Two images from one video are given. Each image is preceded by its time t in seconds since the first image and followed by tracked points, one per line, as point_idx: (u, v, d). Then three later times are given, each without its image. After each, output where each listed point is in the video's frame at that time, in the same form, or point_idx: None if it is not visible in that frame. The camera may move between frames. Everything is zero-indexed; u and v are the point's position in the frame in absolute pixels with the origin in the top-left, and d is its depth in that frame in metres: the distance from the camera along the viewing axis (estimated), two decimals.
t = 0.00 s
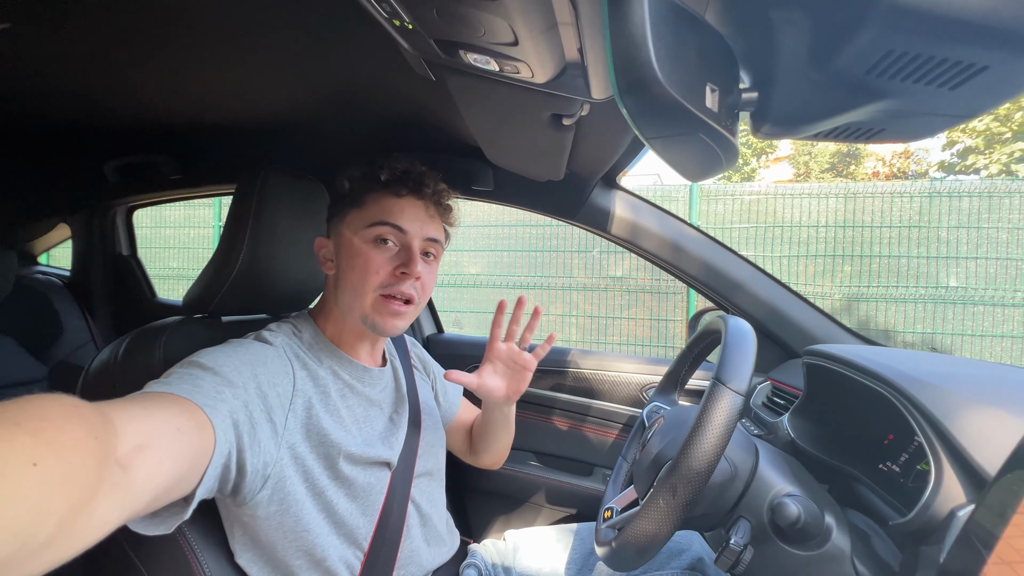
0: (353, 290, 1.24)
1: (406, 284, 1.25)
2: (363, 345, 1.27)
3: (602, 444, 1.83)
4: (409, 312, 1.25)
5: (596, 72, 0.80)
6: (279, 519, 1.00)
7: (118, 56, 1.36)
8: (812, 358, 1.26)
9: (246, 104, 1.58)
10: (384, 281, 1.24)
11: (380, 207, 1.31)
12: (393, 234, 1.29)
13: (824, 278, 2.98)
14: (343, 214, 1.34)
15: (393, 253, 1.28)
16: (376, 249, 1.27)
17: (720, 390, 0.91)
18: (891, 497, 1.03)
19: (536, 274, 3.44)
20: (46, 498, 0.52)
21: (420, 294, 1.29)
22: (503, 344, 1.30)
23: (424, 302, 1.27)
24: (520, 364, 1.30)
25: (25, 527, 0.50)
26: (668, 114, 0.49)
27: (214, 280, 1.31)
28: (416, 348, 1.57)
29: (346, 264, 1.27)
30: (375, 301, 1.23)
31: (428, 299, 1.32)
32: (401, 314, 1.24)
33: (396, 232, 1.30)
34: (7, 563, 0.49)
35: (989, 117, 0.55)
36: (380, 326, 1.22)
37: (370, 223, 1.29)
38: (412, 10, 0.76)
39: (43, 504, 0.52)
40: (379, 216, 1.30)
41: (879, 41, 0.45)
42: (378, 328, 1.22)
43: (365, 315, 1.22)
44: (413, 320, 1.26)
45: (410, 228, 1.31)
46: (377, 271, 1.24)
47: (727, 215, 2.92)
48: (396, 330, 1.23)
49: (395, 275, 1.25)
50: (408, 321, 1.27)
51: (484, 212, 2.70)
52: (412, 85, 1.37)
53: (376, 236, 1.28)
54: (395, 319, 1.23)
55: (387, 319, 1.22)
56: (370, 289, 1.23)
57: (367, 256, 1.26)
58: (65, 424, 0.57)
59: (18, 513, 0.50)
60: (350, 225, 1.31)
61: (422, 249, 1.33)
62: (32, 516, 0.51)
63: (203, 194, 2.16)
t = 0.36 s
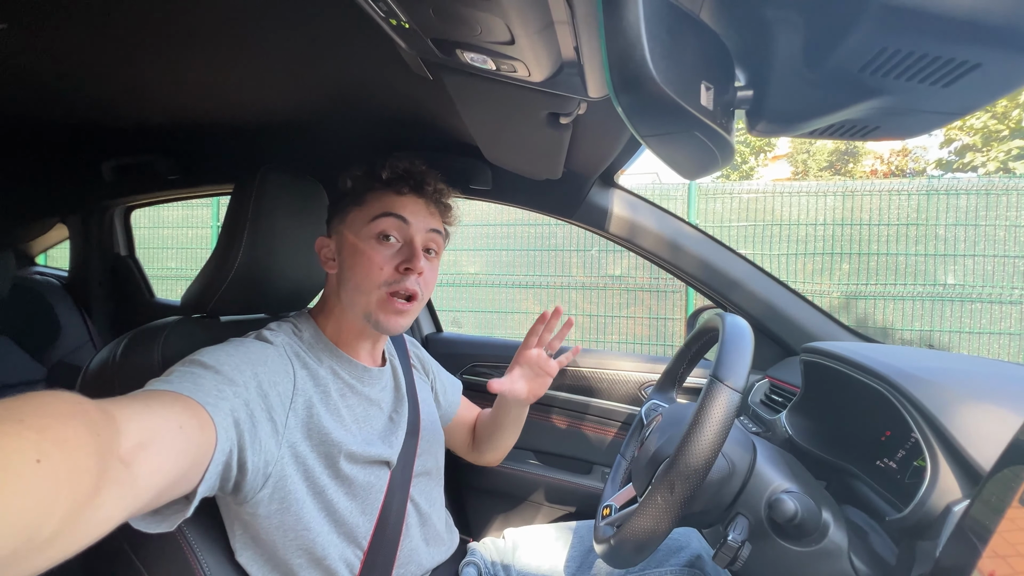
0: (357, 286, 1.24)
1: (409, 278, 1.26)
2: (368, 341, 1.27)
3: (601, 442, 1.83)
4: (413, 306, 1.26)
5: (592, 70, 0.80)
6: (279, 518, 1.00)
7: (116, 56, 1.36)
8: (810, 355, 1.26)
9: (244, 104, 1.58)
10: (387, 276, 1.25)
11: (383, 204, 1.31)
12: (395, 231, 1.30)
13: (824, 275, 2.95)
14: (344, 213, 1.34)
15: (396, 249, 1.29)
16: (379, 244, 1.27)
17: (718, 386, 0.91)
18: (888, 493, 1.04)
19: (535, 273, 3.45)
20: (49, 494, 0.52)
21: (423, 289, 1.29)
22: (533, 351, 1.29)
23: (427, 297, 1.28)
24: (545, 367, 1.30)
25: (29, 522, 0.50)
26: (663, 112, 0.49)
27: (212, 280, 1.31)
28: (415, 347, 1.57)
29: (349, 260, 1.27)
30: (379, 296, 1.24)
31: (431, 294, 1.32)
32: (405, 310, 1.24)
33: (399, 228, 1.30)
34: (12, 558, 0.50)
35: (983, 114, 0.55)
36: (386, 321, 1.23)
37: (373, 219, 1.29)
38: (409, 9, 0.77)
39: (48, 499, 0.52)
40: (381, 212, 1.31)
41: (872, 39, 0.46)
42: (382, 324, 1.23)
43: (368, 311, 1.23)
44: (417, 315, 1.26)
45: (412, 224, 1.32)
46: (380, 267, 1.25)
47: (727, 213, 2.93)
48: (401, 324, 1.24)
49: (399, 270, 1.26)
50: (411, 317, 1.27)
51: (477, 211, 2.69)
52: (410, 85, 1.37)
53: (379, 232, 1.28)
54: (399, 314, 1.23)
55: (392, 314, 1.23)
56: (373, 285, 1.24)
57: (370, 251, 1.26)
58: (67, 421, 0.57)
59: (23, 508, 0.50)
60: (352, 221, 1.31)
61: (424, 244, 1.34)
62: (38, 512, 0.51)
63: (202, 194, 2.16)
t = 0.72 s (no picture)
0: (357, 291, 1.23)
1: (410, 286, 1.24)
2: (364, 347, 1.26)
3: (603, 442, 1.82)
4: (412, 314, 1.24)
5: (592, 67, 0.79)
6: (277, 521, 0.99)
7: (113, 56, 1.35)
8: (814, 356, 1.25)
9: (242, 104, 1.57)
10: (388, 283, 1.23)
11: (386, 209, 1.29)
12: (398, 237, 1.28)
13: (826, 274, 2.99)
14: (348, 216, 1.33)
15: (398, 256, 1.27)
16: (381, 250, 1.25)
17: (720, 388, 0.90)
18: (894, 495, 1.02)
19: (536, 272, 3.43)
20: (43, 498, 0.51)
21: (424, 297, 1.28)
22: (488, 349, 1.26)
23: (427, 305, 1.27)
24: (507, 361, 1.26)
25: (23, 527, 0.49)
26: (663, 110, 0.48)
27: (211, 281, 1.30)
28: (415, 348, 1.56)
29: (350, 265, 1.26)
30: (378, 303, 1.22)
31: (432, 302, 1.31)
32: (405, 318, 1.23)
33: (401, 235, 1.28)
34: (5, 563, 0.49)
35: (992, 110, 0.54)
36: (383, 327, 1.21)
37: (375, 225, 1.27)
38: (405, 6, 0.75)
39: (41, 504, 0.51)
40: (385, 218, 1.29)
41: (880, 33, 0.44)
42: (380, 330, 1.22)
43: (367, 317, 1.21)
44: (415, 322, 1.25)
45: (415, 232, 1.30)
46: (381, 272, 1.23)
47: (728, 211, 2.88)
48: (398, 331, 1.22)
49: (400, 277, 1.24)
50: (411, 324, 1.26)
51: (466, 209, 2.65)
52: (408, 83, 1.35)
53: (381, 238, 1.26)
54: (397, 321, 1.22)
55: (389, 321, 1.22)
56: (373, 291, 1.22)
57: (371, 257, 1.24)
58: (62, 423, 0.56)
59: (16, 513, 0.49)
60: (354, 226, 1.29)
61: (427, 252, 1.32)
62: (31, 515, 0.50)
63: (201, 194, 2.15)
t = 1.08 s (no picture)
0: (354, 291, 1.23)
1: (407, 283, 1.26)
2: (367, 345, 1.27)
3: (602, 440, 1.82)
4: (412, 309, 1.26)
5: (587, 62, 0.79)
6: (276, 517, 0.99)
7: (111, 55, 1.35)
8: (812, 352, 1.25)
9: (240, 103, 1.57)
10: (386, 282, 1.24)
11: (376, 207, 1.30)
12: (391, 234, 1.29)
13: (827, 271, 2.95)
14: (337, 216, 1.32)
15: (393, 254, 1.28)
16: (376, 249, 1.27)
17: (718, 383, 0.90)
18: (893, 490, 1.02)
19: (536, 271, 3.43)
20: (47, 493, 0.51)
21: (422, 292, 1.29)
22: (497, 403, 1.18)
23: (426, 299, 1.28)
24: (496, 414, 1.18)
25: (25, 521, 0.49)
26: (656, 102, 0.48)
27: (210, 279, 1.30)
28: (414, 346, 1.56)
29: (346, 266, 1.26)
30: (378, 303, 1.23)
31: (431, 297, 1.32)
32: (405, 315, 1.24)
33: (395, 232, 1.29)
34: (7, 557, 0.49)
35: (986, 102, 0.54)
36: (384, 325, 1.22)
37: (368, 224, 1.28)
38: (400, 2, 0.76)
39: (44, 498, 0.51)
40: (376, 216, 1.29)
41: (872, 25, 0.44)
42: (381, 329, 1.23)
43: (368, 318, 1.22)
44: (416, 318, 1.26)
45: (409, 228, 1.31)
46: (377, 271, 1.25)
47: (728, 210, 2.91)
48: (400, 328, 1.24)
49: (396, 275, 1.25)
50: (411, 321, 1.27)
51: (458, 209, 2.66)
52: (406, 81, 1.36)
53: (375, 237, 1.27)
54: (398, 319, 1.23)
55: (390, 318, 1.22)
56: (371, 291, 1.23)
57: (366, 257, 1.25)
58: (64, 419, 0.56)
59: (18, 508, 0.49)
60: (347, 226, 1.30)
61: (421, 247, 1.33)
62: (35, 510, 0.50)
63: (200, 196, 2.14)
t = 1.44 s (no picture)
0: (352, 296, 1.24)
1: (404, 294, 1.24)
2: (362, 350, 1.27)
3: (608, 445, 1.82)
4: (408, 320, 1.25)
5: (599, 74, 0.79)
6: (285, 519, 1.00)
7: (127, 61, 1.37)
8: (820, 361, 1.24)
9: (252, 107, 1.59)
10: (382, 290, 1.24)
11: (382, 215, 1.30)
12: (394, 243, 1.28)
13: (835, 277, 3.02)
14: (344, 219, 1.33)
15: (393, 262, 1.27)
16: (377, 256, 1.26)
17: (725, 394, 0.90)
18: (901, 502, 1.02)
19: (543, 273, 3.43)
20: (56, 492, 0.52)
21: (420, 304, 1.28)
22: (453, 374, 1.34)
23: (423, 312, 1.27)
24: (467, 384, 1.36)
25: (35, 521, 0.50)
26: (667, 120, 0.48)
27: (221, 282, 1.32)
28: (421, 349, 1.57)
29: (347, 270, 1.27)
30: (373, 309, 1.23)
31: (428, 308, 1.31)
32: (399, 324, 1.24)
33: (397, 241, 1.29)
34: (19, 556, 0.50)
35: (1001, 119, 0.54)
36: (378, 333, 1.23)
37: (372, 231, 1.28)
38: (414, 14, 0.76)
39: (53, 498, 0.52)
40: (380, 224, 1.29)
41: (885, 44, 0.44)
42: (374, 334, 1.23)
43: (363, 323, 1.22)
44: (411, 329, 1.26)
45: (410, 238, 1.30)
46: (375, 279, 1.24)
47: (737, 214, 2.89)
48: (392, 337, 1.24)
49: (394, 285, 1.24)
50: (406, 330, 1.26)
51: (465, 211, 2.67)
52: (416, 87, 1.36)
53: (377, 244, 1.27)
54: (391, 327, 1.23)
55: (384, 326, 1.23)
56: (369, 297, 1.23)
57: (366, 263, 1.25)
58: (73, 419, 0.57)
59: (29, 509, 0.50)
60: (353, 231, 1.31)
61: (423, 258, 1.32)
62: (45, 510, 0.51)
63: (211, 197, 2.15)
